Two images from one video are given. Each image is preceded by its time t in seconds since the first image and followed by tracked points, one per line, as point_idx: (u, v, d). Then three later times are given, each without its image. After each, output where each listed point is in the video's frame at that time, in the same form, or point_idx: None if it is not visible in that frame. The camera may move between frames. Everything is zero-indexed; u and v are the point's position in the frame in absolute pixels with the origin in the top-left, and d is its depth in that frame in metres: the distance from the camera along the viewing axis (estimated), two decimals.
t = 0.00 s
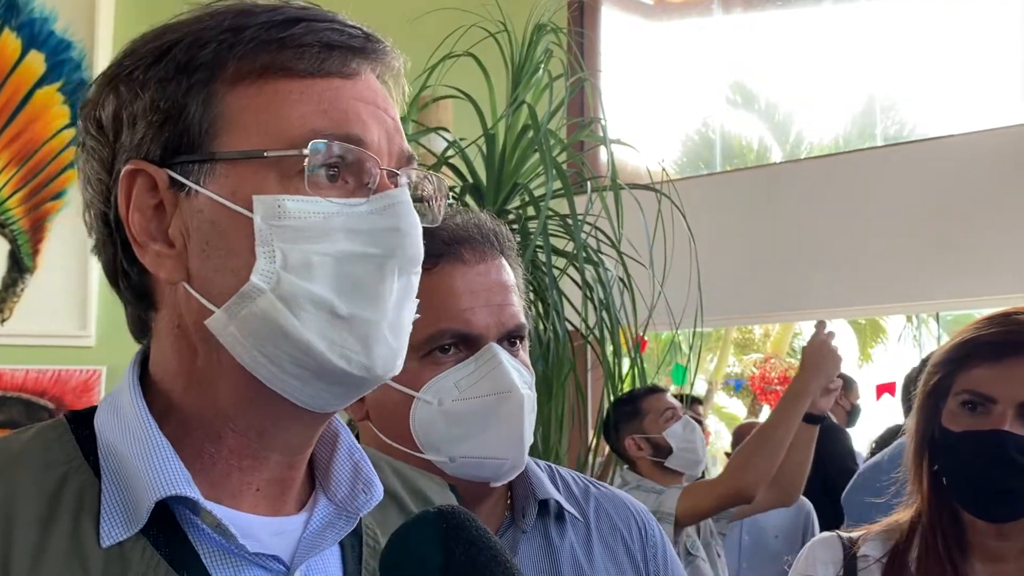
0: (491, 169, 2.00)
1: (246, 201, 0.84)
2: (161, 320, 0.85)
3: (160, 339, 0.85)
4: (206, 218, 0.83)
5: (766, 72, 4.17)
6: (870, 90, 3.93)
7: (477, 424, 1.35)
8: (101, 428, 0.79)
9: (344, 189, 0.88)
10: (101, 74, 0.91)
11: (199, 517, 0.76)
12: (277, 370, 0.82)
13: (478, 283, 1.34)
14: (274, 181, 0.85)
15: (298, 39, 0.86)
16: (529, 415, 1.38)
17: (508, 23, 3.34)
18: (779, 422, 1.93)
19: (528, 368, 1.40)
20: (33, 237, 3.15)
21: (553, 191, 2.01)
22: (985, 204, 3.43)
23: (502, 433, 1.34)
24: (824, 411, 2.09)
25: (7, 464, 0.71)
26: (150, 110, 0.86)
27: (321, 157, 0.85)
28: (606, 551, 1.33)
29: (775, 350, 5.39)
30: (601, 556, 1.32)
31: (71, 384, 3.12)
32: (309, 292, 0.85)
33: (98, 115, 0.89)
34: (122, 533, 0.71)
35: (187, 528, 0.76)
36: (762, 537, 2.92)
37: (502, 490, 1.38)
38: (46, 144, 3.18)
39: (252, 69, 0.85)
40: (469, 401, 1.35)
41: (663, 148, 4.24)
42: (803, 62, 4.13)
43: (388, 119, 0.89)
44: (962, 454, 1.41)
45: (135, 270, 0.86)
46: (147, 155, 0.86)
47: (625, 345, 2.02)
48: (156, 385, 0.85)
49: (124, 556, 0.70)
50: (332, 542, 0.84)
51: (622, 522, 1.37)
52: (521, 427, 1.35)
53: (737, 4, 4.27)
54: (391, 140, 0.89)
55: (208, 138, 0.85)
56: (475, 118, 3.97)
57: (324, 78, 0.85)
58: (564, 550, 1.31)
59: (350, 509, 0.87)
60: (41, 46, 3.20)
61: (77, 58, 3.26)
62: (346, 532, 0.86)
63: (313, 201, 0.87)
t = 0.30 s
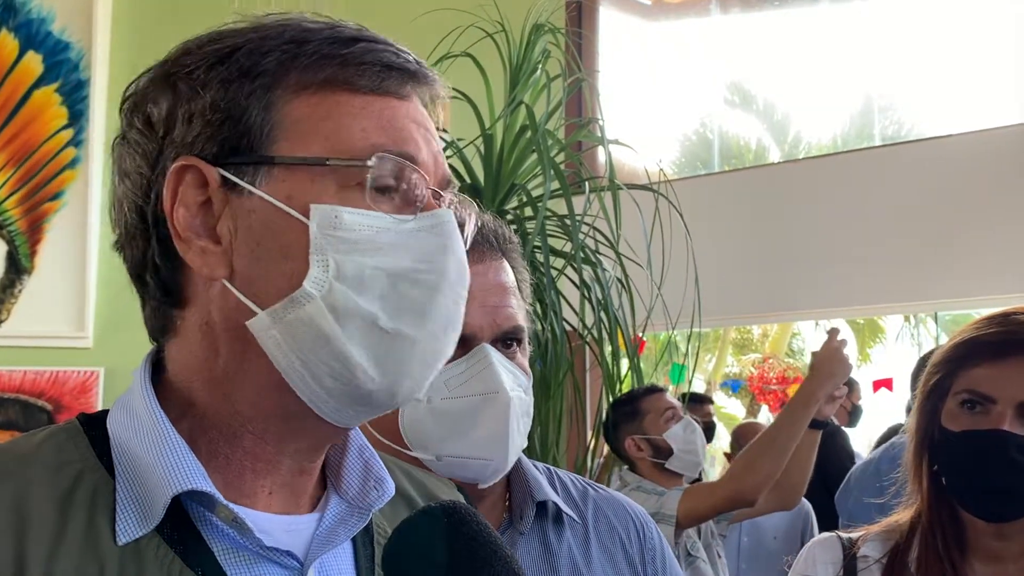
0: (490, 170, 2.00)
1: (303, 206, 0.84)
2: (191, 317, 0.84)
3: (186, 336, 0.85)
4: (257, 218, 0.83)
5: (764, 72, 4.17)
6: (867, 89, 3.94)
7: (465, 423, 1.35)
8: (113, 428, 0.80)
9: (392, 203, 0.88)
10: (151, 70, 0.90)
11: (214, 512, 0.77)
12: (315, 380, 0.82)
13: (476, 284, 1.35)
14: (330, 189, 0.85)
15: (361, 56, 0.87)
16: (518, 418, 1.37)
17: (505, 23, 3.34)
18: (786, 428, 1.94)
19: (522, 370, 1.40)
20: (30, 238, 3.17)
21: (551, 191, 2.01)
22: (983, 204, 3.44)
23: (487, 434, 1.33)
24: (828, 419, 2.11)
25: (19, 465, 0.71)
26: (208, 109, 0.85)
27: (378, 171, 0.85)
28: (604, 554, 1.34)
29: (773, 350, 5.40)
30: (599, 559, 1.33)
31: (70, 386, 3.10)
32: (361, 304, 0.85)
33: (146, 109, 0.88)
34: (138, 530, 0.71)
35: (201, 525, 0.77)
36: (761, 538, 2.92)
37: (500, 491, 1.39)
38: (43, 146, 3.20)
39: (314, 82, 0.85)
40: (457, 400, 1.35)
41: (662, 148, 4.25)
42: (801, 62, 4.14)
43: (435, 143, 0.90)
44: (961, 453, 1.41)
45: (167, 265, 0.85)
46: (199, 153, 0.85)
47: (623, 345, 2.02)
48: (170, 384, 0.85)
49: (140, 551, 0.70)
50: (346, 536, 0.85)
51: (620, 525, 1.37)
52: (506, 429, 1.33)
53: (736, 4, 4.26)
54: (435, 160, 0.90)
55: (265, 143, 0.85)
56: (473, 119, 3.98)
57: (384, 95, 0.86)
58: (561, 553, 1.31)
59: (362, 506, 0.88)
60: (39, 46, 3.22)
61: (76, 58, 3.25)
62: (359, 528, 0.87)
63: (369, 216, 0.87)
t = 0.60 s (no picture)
0: (489, 168, 2.00)
1: (352, 229, 0.82)
2: (209, 318, 0.82)
3: (201, 336, 0.82)
4: (301, 233, 0.81)
5: (762, 71, 4.17)
6: (865, 88, 3.95)
7: (459, 418, 1.36)
8: (105, 426, 0.79)
9: (427, 233, 0.87)
10: (189, 51, 0.85)
11: (207, 514, 0.76)
12: (348, 402, 0.82)
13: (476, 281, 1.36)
14: (377, 215, 0.83)
15: (416, 78, 0.85)
16: (514, 416, 1.37)
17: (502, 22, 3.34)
18: (789, 427, 1.95)
19: (522, 369, 1.41)
20: (29, 237, 3.17)
21: (550, 190, 2.00)
22: (981, 203, 3.45)
23: (479, 430, 1.33)
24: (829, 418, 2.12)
25: (9, 464, 0.72)
26: (258, 112, 0.81)
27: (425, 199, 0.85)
28: (603, 553, 1.34)
29: (772, 349, 5.41)
30: (598, 557, 1.33)
31: (67, 386, 3.10)
32: (402, 330, 0.84)
33: (181, 95, 0.83)
34: (131, 531, 0.71)
35: (193, 525, 0.76)
36: (759, 537, 2.93)
37: (501, 488, 1.40)
38: (41, 145, 3.20)
39: (367, 100, 0.84)
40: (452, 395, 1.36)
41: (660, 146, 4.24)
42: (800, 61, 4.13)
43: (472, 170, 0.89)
44: (957, 451, 1.41)
45: (186, 264, 0.82)
46: (241, 156, 0.81)
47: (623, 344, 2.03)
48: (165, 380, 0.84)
49: (131, 553, 0.70)
50: (339, 538, 0.85)
51: (619, 524, 1.38)
52: (498, 423, 1.33)
53: (734, 3, 4.25)
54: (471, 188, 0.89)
55: (313, 157, 0.83)
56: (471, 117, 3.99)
57: (436, 121, 0.85)
58: (561, 552, 1.31)
59: (356, 507, 0.88)
60: (37, 46, 3.22)
61: (73, 57, 3.25)
62: (352, 530, 0.87)
63: (414, 241, 0.85)
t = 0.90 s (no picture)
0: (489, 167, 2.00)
1: (352, 269, 0.81)
2: (201, 327, 0.80)
3: (189, 341, 0.81)
4: (299, 267, 0.79)
5: (762, 69, 4.16)
6: (866, 86, 3.94)
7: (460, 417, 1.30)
8: (94, 420, 0.78)
9: (432, 266, 0.85)
10: (196, 52, 0.81)
11: (195, 511, 0.76)
12: (338, 437, 0.81)
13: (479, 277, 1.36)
14: (378, 258, 0.81)
15: (435, 108, 0.82)
16: (518, 413, 1.31)
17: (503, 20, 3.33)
18: (789, 425, 1.93)
19: (525, 366, 1.38)
20: (29, 235, 3.15)
21: (550, 188, 2.00)
22: (982, 200, 3.45)
23: (482, 429, 1.29)
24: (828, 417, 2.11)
25: None
26: (262, 138, 0.79)
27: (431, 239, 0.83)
28: (604, 551, 1.34)
29: (772, 347, 5.41)
30: (599, 555, 1.33)
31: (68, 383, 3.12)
32: (393, 369, 0.83)
33: (184, 104, 0.79)
34: (117, 526, 0.71)
35: (180, 522, 0.76)
36: (759, 536, 2.92)
37: (504, 486, 1.39)
38: (41, 143, 3.19)
39: (379, 133, 0.81)
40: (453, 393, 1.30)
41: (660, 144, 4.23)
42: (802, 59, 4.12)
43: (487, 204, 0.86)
44: (956, 447, 1.41)
45: (180, 276, 0.80)
46: (242, 180, 0.79)
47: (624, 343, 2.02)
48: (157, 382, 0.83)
49: (116, 549, 0.70)
50: (328, 538, 0.85)
51: (620, 521, 1.38)
52: (504, 422, 1.28)
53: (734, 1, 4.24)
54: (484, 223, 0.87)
55: (317, 189, 0.81)
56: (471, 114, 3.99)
57: (451, 156, 0.82)
58: (563, 549, 1.31)
59: (345, 507, 0.87)
60: (36, 43, 3.20)
61: (73, 55, 3.26)
62: (340, 529, 0.87)
63: (413, 278, 0.84)
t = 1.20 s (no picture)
0: (490, 165, 1.98)
1: (319, 244, 0.78)
2: (185, 323, 0.78)
3: (175, 339, 0.79)
4: (268, 246, 0.77)
5: (763, 68, 4.16)
6: (866, 84, 3.94)
7: (479, 420, 1.33)
8: (88, 418, 0.78)
9: (410, 234, 0.81)
10: (149, 44, 0.79)
11: (187, 512, 0.75)
12: (325, 422, 0.78)
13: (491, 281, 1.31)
14: (347, 226, 0.78)
15: (391, 71, 0.79)
16: (533, 417, 1.34)
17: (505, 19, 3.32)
18: (789, 423, 1.93)
19: (538, 368, 1.37)
20: (30, 233, 3.14)
21: (551, 186, 1.99)
22: (982, 199, 3.44)
23: (501, 432, 1.31)
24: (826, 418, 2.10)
25: None
26: (219, 119, 0.76)
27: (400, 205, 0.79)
28: (611, 549, 1.33)
29: (773, 346, 5.42)
30: (605, 552, 1.32)
31: (69, 381, 3.14)
32: (371, 347, 0.80)
33: (142, 96, 0.78)
34: (107, 527, 0.70)
35: (173, 524, 0.75)
36: (760, 534, 2.92)
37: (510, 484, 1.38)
38: (42, 141, 3.17)
39: (337, 101, 0.78)
40: (474, 396, 1.33)
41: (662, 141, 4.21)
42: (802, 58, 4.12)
43: (459, 165, 0.83)
44: (956, 446, 1.40)
45: (159, 271, 0.78)
46: (205, 164, 0.77)
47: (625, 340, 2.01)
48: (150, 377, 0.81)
49: (106, 550, 0.69)
50: (322, 540, 0.83)
51: (625, 519, 1.37)
52: (523, 427, 1.31)
53: None
54: (459, 185, 0.83)
55: (280, 166, 0.78)
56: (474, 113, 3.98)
57: (413, 119, 0.79)
58: (568, 547, 1.30)
59: (341, 508, 0.86)
60: (37, 41, 3.18)
61: (73, 53, 3.25)
62: (335, 531, 0.85)
63: (386, 251, 0.80)
